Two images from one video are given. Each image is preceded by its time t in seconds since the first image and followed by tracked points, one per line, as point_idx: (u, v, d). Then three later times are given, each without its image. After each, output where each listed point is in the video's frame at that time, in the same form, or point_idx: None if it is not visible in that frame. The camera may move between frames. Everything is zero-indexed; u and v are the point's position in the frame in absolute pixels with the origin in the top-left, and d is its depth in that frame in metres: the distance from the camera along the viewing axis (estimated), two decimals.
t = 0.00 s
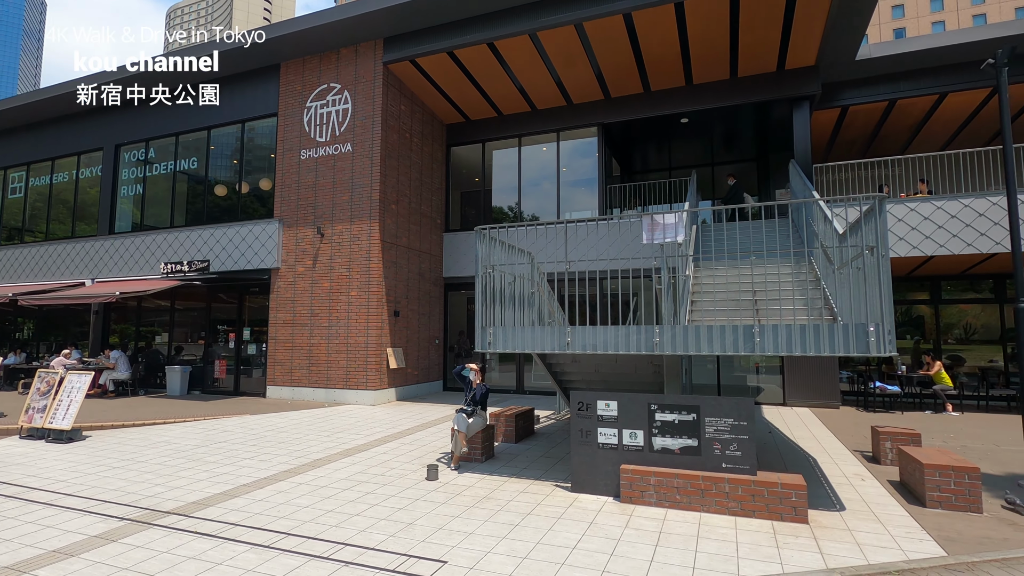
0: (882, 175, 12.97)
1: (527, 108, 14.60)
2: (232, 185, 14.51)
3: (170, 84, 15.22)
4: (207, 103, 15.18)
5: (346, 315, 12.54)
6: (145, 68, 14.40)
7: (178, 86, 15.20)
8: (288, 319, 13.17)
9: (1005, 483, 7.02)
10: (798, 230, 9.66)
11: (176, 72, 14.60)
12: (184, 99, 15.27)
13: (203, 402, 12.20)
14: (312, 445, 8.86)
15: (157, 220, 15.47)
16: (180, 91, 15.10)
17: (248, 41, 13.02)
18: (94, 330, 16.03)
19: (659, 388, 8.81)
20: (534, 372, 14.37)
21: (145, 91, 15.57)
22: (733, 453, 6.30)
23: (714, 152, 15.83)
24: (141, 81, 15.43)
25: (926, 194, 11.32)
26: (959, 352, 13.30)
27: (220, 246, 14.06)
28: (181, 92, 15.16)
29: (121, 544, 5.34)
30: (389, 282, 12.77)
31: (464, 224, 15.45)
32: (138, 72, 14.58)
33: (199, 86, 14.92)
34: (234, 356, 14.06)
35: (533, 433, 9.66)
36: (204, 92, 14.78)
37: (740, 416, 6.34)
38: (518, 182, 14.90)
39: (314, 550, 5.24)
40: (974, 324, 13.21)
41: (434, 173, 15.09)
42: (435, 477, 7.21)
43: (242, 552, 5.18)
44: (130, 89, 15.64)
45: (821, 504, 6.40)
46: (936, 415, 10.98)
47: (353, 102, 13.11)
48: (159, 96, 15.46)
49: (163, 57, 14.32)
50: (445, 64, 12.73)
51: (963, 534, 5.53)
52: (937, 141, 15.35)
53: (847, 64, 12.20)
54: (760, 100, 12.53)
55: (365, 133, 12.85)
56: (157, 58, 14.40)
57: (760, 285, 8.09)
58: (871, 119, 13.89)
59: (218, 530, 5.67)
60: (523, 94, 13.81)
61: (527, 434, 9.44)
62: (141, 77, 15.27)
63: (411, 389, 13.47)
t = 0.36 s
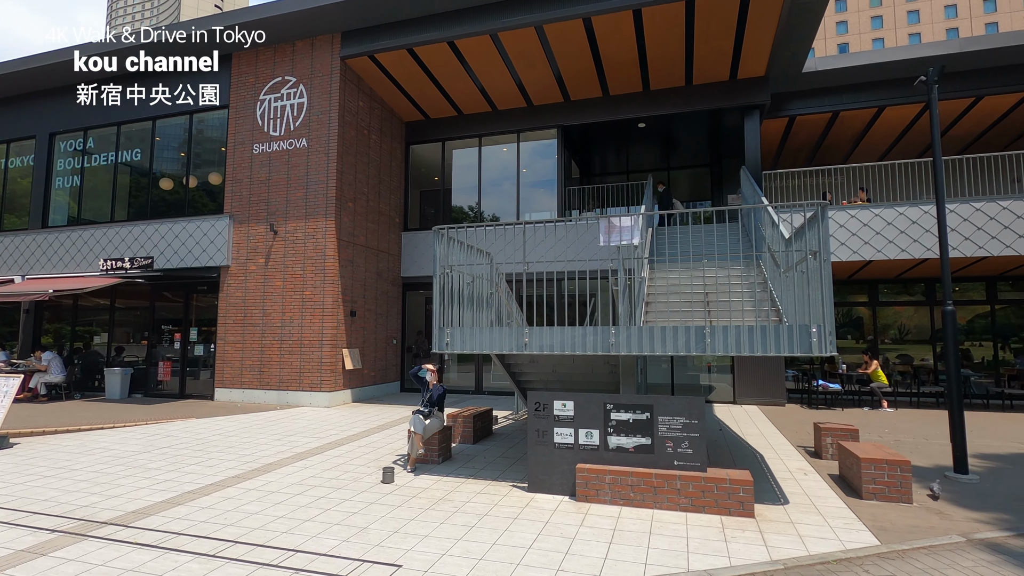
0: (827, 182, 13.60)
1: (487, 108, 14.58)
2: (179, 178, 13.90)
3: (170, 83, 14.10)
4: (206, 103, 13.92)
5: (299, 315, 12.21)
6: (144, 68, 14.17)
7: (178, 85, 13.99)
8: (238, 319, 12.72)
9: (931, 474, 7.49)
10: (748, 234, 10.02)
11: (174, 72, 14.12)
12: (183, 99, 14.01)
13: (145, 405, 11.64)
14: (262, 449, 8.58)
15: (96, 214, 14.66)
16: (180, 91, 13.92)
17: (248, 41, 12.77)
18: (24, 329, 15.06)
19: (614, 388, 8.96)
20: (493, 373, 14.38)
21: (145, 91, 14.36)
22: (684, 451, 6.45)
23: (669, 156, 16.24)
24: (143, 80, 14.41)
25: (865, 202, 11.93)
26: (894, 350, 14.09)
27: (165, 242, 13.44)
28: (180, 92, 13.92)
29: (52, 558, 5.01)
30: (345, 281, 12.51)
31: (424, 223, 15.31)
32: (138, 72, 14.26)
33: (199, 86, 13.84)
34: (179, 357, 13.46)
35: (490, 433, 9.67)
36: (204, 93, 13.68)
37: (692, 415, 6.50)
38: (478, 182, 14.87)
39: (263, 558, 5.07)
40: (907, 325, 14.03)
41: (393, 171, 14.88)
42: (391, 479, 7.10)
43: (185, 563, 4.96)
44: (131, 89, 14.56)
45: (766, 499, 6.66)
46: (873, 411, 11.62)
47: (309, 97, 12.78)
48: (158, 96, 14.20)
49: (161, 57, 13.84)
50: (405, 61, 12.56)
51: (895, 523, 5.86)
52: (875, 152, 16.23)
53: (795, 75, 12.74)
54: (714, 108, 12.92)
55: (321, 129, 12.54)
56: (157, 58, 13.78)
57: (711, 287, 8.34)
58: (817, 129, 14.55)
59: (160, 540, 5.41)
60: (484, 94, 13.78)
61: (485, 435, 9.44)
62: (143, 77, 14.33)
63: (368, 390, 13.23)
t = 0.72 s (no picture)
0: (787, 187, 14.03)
1: (457, 107, 14.52)
2: (136, 173, 13.40)
3: (172, 83, 13.24)
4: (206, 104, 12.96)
5: (262, 315, 11.93)
6: (145, 67, 13.50)
7: (178, 85, 13.14)
8: (198, 319, 12.33)
9: (881, 469, 7.81)
10: (711, 237, 10.27)
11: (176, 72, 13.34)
12: (185, 99, 13.10)
13: (98, 409, 11.18)
14: (222, 454, 8.34)
15: (45, 209, 14.00)
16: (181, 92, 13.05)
17: (248, 41, 12.68)
18: None
19: (581, 388, 9.04)
20: (461, 373, 14.34)
21: (145, 91, 13.43)
22: (649, 450, 6.53)
23: (637, 159, 16.49)
24: (145, 79, 13.46)
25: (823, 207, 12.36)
26: (849, 350, 14.64)
27: (120, 239, 12.96)
28: (180, 92, 13.08)
29: None
30: (311, 281, 12.28)
31: (392, 222, 15.15)
32: (138, 72, 13.49)
33: (200, 85, 12.99)
34: (135, 359, 12.99)
35: (458, 434, 9.64)
36: (204, 93, 12.83)
37: (657, 414, 6.61)
38: (448, 181, 14.80)
39: (221, 565, 4.93)
40: (862, 325, 14.59)
41: (360, 169, 14.66)
42: (356, 482, 7.00)
43: (138, 572, 4.78)
44: (132, 89, 13.57)
45: (727, 496, 6.82)
46: (829, 408, 12.06)
47: (274, 92, 12.49)
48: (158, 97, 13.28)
49: (163, 57, 13.35)
50: (373, 58, 12.39)
51: (848, 517, 6.08)
52: (832, 159, 16.85)
53: (758, 82, 13.11)
54: (681, 112, 13.18)
55: (286, 125, 12.26)
56: (158, 58, 13.39)
57: (676, 289, 8.50)
58: (778, 136, 14.99)
59: (111, 550, 5.20)
60: (454, 93, 13.72)
61: (452, 435, 9.40)
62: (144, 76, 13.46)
63: (333, 392, 13.01)
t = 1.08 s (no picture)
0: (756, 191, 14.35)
1: (431, 106, 14.43)
2: (96, 167, 12.96)
3: (171, 82, 12.59)
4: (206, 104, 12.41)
5: (230, 314, 11.66)
6: (145, 68, 12.79)
7: (178, 85, 12.51)
8: (162, 319, 11.98)
9: (843, 465, 8.06)
10: (682, 239, 10.45)
11: (174, 71, 12.66)
12: (186, 99, 12.46)
13: (55, 412, 10.78)
14: (187, 457, 8.12)
15: None
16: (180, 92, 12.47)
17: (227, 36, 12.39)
18: None
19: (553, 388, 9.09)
20: (434, 373, 14.27)
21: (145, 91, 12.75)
22: (620, 449, 6.59)
23: (610, 161, 16.65)
24: (145, 79, 12.78)
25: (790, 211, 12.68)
26: (814, 349, 15.07)
27: (79, 235, 12.50)
28: (179, 92, 12.47)
29: None
30: (280, 280, 12.05)
31: (365, 220, 14.98)
32: (138, 72, 12.85)
33: (200, 84, 12.47)
34: (95, 360, 12.56)
35: (430, 435, 9.59)
36: (204, 93, 12.35)
37: (628, 414, 6.68)
38: (421, 180, 14.70)
39: (185, 571, 4.80)
40: (827, 326, 15.03)
41: (332, 167, 14.45)
42: (326, 485, 6.89)
43: None
44: (131, 89, 12.85)
45: (696, 493, 6.95)
46: (794, 407, 12.40)
47: (244, 86, 12.22)
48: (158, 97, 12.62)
49: (162, 56, 12.67)
50: (345, 55, 12.22)
51: (810, 513, 6.26)
52: (799, 164, 17.32)
53: (728, 88, 13.37)
54: (654, 115, 13.35)
55: (256, 120, 12.01)
56: (157, 58, 12.70)
57: (647, 289, 8.61)
58: (747, 140, 15.32)
59: (67, 559, 5.01)
60: (428, 91, 13.63)
61: (424, 436, 9.35)
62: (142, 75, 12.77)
63: (303, 393, 12.79)
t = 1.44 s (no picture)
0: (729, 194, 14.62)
1: (407, 105, 14.32)
2: (58, 161, 12.53)
3: (170, 82, 12.16)
4: (206, 104, 11.93)
5: (199, 314, 11.39)
6: (145, 68, 12.32)
7: (178, 84, 12.05)
8: (127, 319, 11.64)
9: (810, 462, 8.27)
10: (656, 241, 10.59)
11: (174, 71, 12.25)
12: (187, 100, 11.99)
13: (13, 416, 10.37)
14: (154, 461, 7.91)
15: None
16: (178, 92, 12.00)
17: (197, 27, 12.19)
18: None
19: (529, 388, 9.12)
20: (409, 373, 14.18)
21: (144, 91, 12.21)
22: (594, 448, 6.63)
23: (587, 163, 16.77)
24: (147, 80, 12.24)
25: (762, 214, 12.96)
26: (784, 349, 15.43)
27: (39, 232, 12.04)
28: (178, 91, 12.00)
29: None
30: (252, 279, 11.82)
31: (339, 219, 14.79)
32: (137, 73, 12.36)
33: (199, 84, 12.02)
34: (55, 361, 12.14)
35: (405, 436, 9.53)
36: (203, 93, 11.87)
37: (603, 414, 6.73)
38: (397, 178, 14.57)
39: None
40: (796, 326, 15.41)
41: (306, 164, 14.22)
42: (298, 488, 6.78)
43: None
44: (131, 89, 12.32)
45: (668, 491, 7.06)
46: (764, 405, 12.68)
47: (215, 81, 11.95)
48: (158, 97, 12.14)
49: (162, 57, 12.28)
50: (320, 51, 12.03)
51: (779, 509, 6.41)
52: (770, 168, 17.70)
53: (703, 92, 13.58)
54: (630, 117, 13.49)
55: (227, 116, 11.76)
56: (157, 58, 12.28)
57: (622, 289, 8.68)
58: (721, 144, 15.59)
59: (25, 568, 4.82)
60: (405, 90, 13.51)
61: (400, 437, 9.28)
62: (141, 75, 12.28)
63: (275, 394, 12.57)
